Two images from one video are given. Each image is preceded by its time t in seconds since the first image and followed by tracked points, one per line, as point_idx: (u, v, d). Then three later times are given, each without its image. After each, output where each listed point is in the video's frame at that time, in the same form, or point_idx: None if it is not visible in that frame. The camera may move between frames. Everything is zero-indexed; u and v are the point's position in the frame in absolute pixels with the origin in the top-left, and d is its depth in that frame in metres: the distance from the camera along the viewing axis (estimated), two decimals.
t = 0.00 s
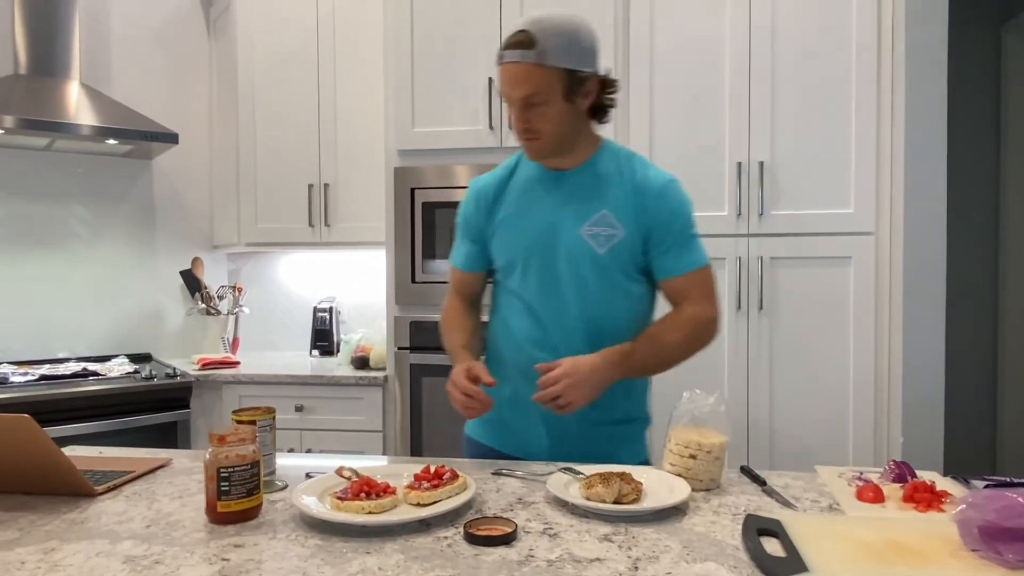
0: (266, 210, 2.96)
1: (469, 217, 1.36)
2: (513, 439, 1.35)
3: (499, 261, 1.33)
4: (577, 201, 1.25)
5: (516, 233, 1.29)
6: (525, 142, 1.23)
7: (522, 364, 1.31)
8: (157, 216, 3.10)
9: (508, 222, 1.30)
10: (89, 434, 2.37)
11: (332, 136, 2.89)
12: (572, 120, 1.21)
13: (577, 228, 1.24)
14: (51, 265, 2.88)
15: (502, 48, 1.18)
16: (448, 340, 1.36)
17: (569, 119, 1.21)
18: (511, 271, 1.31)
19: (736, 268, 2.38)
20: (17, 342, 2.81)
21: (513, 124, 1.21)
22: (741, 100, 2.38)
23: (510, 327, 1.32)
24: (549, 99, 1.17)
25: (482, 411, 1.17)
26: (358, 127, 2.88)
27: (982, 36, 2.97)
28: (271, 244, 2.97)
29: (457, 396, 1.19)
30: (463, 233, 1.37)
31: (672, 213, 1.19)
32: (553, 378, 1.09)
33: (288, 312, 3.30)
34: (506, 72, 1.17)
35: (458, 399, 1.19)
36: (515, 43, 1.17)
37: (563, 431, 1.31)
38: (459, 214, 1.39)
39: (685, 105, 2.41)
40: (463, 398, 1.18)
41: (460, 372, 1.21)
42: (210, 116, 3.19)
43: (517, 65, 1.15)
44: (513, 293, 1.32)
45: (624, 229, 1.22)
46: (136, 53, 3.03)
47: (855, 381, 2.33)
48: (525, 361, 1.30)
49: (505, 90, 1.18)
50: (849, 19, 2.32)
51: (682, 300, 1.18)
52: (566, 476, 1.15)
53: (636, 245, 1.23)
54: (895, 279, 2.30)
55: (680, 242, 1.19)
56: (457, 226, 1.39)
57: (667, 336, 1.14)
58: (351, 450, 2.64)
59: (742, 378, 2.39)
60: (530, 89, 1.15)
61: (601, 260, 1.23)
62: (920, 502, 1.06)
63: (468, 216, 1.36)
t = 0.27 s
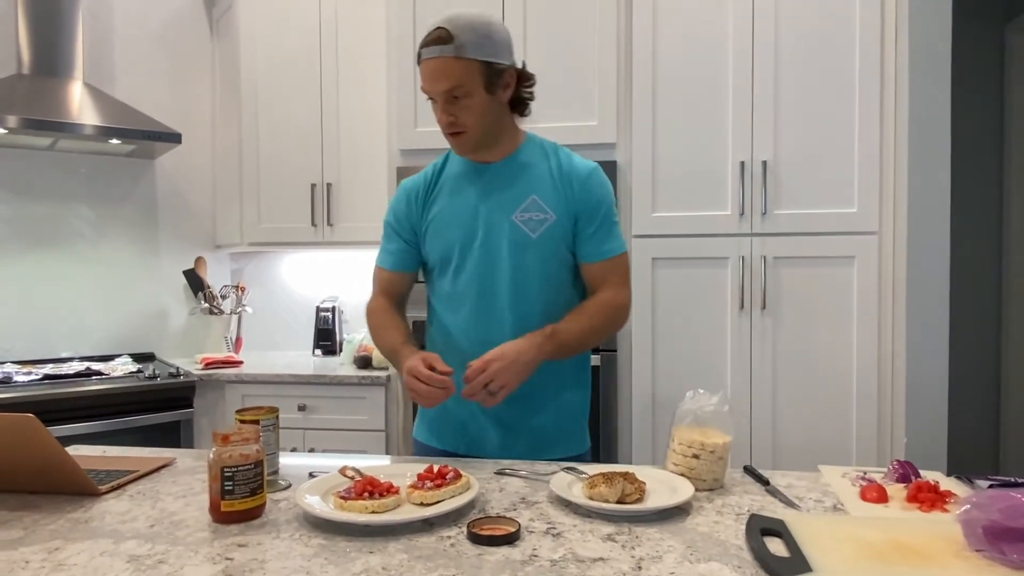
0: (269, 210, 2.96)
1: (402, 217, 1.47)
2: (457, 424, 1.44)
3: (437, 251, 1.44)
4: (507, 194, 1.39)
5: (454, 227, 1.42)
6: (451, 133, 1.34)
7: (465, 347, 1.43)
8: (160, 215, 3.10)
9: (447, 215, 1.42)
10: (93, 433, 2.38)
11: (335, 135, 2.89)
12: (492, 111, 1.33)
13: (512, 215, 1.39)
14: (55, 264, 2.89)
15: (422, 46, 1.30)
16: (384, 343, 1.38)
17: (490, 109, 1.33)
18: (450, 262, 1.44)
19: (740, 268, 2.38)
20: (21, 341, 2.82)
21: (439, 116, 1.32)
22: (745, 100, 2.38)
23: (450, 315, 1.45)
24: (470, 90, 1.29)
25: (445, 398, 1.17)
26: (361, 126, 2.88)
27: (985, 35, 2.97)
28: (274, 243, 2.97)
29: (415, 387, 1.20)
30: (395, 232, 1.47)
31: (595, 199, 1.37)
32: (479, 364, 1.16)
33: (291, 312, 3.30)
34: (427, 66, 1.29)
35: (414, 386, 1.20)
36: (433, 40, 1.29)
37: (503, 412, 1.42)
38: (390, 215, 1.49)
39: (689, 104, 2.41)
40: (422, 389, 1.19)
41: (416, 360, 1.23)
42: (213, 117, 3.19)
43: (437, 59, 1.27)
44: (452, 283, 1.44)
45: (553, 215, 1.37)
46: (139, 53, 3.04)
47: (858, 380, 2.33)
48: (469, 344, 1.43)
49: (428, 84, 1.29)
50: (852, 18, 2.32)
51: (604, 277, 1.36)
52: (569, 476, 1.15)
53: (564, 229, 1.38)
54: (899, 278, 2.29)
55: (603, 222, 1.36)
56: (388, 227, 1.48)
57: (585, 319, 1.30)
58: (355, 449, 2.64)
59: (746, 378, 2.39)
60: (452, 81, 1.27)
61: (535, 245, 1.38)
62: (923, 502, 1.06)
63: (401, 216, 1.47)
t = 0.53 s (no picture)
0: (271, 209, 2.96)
1: (376, 218, 1.49)
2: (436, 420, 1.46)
3: (411, 250, 1.46)
4: (478, 192, 1.41)
5: (426, 225, 1.43)
6: (422, 130, 1.35)
7: (440, 345, 1.45)
8: (162, 214, 3.10)
9: (419, 214, 1.44)
10: (96, 432, 2.38)
11: (337, 134, 2.89)
12: (464, 108, 1.35)
13: (485, 212, 1.40)
14: (57, 263, 2.89)
15: (394, 43, 1.31)
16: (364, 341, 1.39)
17: (461, 107, 1.35)
18: (423, 261, 1.45)
19: (742, 266, 2.38)
20: (23, 340, 2.82)
21: (411, 113, 1.33)
22: (747, 98, 2.37)
23: (424, 313, 1.46)
24: (441, 88, 1.30)
25: (426, 384, 1.17)
26: (363, 125, 2.88)
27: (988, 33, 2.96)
28: (277, 242, 2.97)
29: (395, 375, 1.19)
30: (370, 233, 1.50)
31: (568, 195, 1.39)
32: (503, 409, 1.14)
33: (293, 311, 3.30)
34: (399, 64, 1.30)
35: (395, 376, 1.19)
36: (405, 38, 1.30)
37: (481, 407, 1.44)
38: (364, 216, 1.51)
39: (691, 103, 2.41)
40: (403, 377, 1.18)
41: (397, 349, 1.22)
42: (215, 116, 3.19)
43: (410, 57, 1.28)
44: (425, 281, 1.45)
45: (525, 211, 1.39)
46: (142, 52, 3.04)
47: (862, 379, 2.32)
48: (444, 342, 1.45)
49: (400, 82, 1.30)
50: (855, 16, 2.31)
51: (580, 274, 1.38)
52: (572, 475, 1.15)
53: (536, 226, 1.40)
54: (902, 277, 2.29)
55: (575, 217, 1.38)
56: (362, 227, 1.51)
57: (573, 324, 1.30)
58: (357, 448, 2.64)
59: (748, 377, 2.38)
60: (424, 79, 1.28)
61: (507, 241, 1.40)
62: (927, 502, 1.06)
63: (375, 218, 1.49)
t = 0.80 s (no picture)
0: (273, 206, 2.96)
1: (365, 215, 1.46)
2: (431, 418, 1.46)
3: (403, 248, 1.44)
4: (472, 188, 1.41)
5: (419, 222, 1.42)
6: (415, 125, 1.35)
7: (435, 343, 1.44)
8: (165, 212, 3.11)
9: (411, 211, 1.42)
10: (98, 428, 2.38)
11: (340, 132, 2.88)
12: (458, 105, 1.35)
13: (479, 208, 1.40)
14: (59, 261, 2.89)
15: (389, 37, 1.30)
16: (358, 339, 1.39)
17: (455, 103, 1.35)
18: (415, 258, 1.43)
19: (745, 264, 2.37)
20: (26, 337, 2.83)
21: (404, 108, 1.33)
22: (750, 95, 2.37)
23: (417, 311, 1.45)
24: (437, 84, 1.30)
25: (423, 382, 1.18)
26: (364, 122, 2.88)
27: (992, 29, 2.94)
28: (279, 240, 2.97)
29: (391, 374, 1.19)
30: (358, 230, 1.47)
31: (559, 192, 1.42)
32: (505, 411, 1.18)
33: (295, 308, 3.30)
34: (394, 59, 1.29)
35: (392, 376, 1.19)
36: (400, 32, 1.29)
37: (477, 405, 1.44)
38: (351, 213, 1.48)
39: (693, 101, 2.40)
40: (400, 376, 1.18)
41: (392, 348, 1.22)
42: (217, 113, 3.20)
43: (406, 52, 1.28)
44: (418, 278, 1.44)
45: (520, 207, 1.40)
46: (144, 50, 3.04)
47: (864, 376, 2.32)
48: (438, 339, 1.44)
49: (396, 77, 1.30)
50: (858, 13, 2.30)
51: (574, 270, 1.41)
52: (573, 471, 1.15)
53: (530, 222, 1.41)
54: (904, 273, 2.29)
55: (568, 214, 1.41)
56: (350, 224, 1.48)
57: (569, 324, 1.35)
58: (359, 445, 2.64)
59: (750, 375, 2.38)
60: (421, 74, 1.28)
61: (503, 237, 1.40)
62: (929, 498, 1.06)
63: (363, 214, 1.47)
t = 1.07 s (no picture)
0: (275, 205, 2.96)
1: (362, 215, 1.45)
2: (433, 418, 1.46)
3: (403, 248, 1.43)
4: (474, 187, 1.41)
5: (420, 221, 1.41)
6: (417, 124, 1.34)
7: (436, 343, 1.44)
8: (166, 211, 3.11)
9: (411, 210, 1.41)
10: (100, 427, 2.39)
11: (341, 130, 2.89)
12: (460, 104, 1.36)
13: (481, 207, 1.40)
14: (61, 260, 2.90)
15: (392, 35, 1.29)
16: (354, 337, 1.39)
17: (457, 103, 1.35)
18: (416, 258, 1.43)
19: (746, 263, 2.37)
20: (28, 336, 2.83)
21: (406, 107, 1.32)
22: (751, 94, 2.37)
23: (419, 311, 1.44)
24: (441, 83, 1.30)
25: (419, 379, 1.17)
26: (365, 121, 2.88)
27: (994, 27, 2.94)
28: (280, 239, 2.98)
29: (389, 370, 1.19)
30: (355, 230, 1.45)
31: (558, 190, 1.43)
32: (509, 408, 1.19)
33: (297, 307, 3.31)
34: (398, 56, 1.28)
35: (389, 373, 1.19)
36: (404, 29, 1.28)
37: (480, 404, 1.44)
38: (348, 213, 1.46)
39: (694, 100, 2.40)
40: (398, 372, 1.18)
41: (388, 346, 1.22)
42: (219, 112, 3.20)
43: (411, 50, 1.27)
44: (419, 278, 1.43)
45: (521, 206, 1.40)
46: (145, 49, 3.04)
47: (865, 376, 2.32)
48: (441, 339, 1.44)
49: (400, 75, 1.29)
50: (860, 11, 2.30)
51: (573, 267, 1.42)
52: (575, 469, 1.15)
53: (531, 220, 1.42)
54: (906, 272, 2.29)
55: (567, 212, 1.42)
56: (346, 224, 1.46)
57: (572, 321, 1.35)
58: (360, 444, 2.64)
59: (752, 374, 2.38)
60: (425, 73, 1.28)
61: (505, 236, 1.40)
62: (931, 497, 1.06)
63: (361, 214, 1.45)
